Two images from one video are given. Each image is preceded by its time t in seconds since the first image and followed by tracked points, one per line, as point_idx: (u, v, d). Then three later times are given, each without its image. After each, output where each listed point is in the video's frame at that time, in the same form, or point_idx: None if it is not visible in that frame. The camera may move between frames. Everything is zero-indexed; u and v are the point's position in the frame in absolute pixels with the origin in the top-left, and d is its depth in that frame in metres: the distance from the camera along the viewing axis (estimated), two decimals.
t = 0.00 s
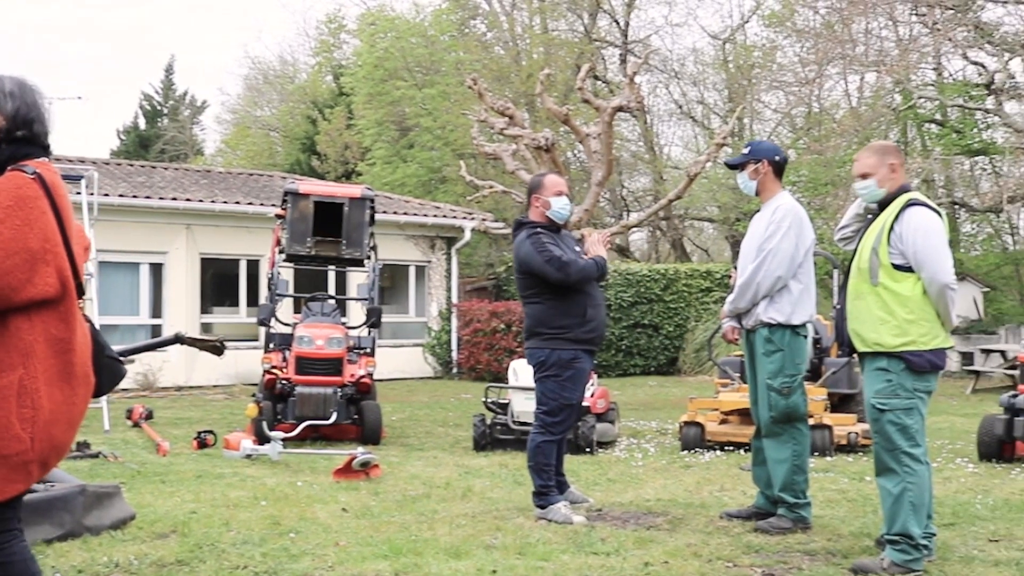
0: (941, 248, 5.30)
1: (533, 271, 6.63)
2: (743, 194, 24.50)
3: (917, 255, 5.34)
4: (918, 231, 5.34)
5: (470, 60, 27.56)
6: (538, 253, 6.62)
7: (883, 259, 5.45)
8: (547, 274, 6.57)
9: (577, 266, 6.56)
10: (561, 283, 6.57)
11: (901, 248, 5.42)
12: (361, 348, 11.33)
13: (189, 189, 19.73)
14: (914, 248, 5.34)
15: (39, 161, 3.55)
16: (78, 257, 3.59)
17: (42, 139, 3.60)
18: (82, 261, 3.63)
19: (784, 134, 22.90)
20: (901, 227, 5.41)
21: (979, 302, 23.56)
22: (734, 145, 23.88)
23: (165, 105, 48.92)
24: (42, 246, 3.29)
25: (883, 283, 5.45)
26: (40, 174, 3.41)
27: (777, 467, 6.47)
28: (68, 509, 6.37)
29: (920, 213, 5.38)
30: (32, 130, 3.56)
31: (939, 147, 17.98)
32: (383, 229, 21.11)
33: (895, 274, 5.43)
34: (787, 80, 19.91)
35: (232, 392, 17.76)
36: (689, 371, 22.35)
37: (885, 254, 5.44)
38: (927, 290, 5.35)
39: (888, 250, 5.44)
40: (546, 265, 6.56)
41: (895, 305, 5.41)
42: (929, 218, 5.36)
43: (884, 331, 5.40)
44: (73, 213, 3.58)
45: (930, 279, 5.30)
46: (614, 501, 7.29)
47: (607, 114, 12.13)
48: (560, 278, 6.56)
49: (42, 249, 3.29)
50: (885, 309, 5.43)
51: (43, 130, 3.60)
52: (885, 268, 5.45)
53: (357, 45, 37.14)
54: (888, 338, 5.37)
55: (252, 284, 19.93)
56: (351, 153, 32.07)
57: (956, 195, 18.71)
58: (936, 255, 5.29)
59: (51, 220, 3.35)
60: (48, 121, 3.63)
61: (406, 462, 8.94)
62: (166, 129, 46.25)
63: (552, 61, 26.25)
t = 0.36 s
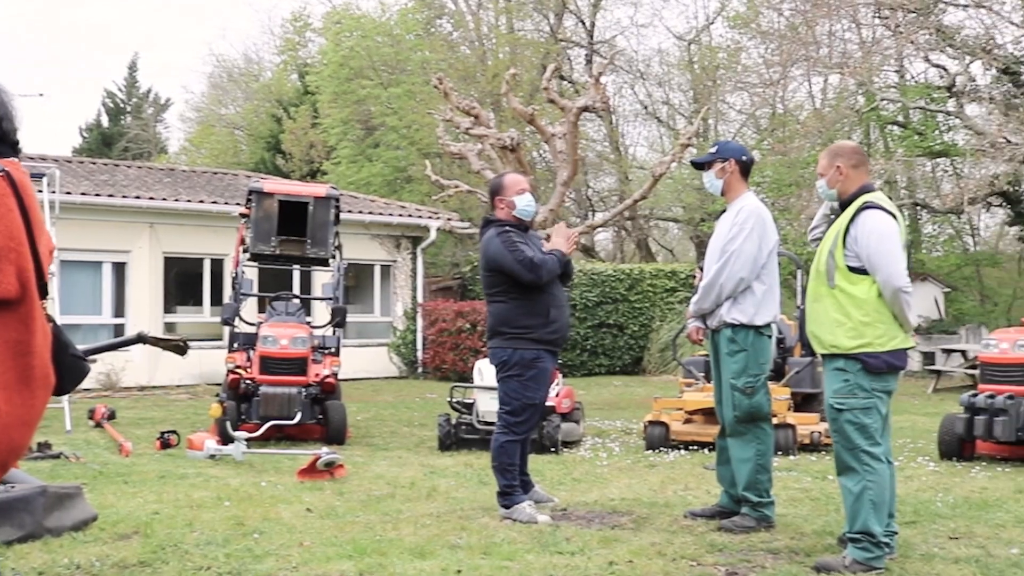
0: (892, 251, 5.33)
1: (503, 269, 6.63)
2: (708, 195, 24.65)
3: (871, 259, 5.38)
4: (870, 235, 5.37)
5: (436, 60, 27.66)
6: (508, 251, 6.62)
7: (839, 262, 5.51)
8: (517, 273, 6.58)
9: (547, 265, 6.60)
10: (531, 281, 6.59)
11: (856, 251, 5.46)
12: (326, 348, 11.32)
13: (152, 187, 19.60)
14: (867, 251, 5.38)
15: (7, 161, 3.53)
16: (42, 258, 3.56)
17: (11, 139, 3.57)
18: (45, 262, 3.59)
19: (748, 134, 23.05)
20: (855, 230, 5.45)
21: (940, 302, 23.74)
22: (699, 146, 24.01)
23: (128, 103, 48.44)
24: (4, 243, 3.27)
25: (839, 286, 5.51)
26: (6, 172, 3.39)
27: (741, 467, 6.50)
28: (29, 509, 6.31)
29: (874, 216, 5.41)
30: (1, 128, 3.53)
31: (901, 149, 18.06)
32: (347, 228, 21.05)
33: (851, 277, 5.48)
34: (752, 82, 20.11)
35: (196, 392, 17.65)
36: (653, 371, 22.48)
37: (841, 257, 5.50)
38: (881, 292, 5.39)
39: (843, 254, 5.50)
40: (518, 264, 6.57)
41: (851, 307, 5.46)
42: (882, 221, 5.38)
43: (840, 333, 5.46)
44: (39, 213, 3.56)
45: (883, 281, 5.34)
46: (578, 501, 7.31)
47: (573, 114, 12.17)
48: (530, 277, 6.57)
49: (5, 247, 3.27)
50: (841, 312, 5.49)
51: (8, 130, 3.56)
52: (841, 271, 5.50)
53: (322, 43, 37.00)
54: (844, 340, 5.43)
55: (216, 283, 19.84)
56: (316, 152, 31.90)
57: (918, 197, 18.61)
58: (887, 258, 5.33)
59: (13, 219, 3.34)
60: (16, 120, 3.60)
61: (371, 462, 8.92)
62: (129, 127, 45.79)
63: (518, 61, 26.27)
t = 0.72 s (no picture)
0: (845, 253, 5.35)
1: (473, 270, 6.62)
2: (674, 195, 24.77)
3: (824, 261, 5.42)
4: (823, 238, 5.41)
5: (404, 59, 27.40)
6: (480, 252, 6.61)
7: (795, 266, 5.56)
8: (488, 273, 6.58)
9: (517, 267, 6.62)
10: (501, 283, 6.60)
11: (810, 254, 5.50)
12: (292, 347, 11.32)
13: (117, 185, 19.45)
14: (820, 254, 5.42)
15: None
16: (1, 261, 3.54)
17: None
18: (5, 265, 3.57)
19: (715, 135, 23.19)
20: (809, 233, 5.49)
21: (903, 302, 23.76)
22: (666, 146, 24.11)
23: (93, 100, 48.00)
24: None
25: (797, 289, 5.56)
26: None
27: (708, 465, 6.53)
28: None
29: (827, 219, 5.43)
30: None
31: (865, 150, 18.10)
32: (313, 226, 20.96)
33: (807, 280, 5.53)
34: (719, 83, 20.20)
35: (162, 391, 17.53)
36: (620, 370, 22.55)
37: (796, 260, 5.55)
38: (835, 295, 5.42)
39: (798, 257, 5.55)
40: (489, 265, 6.57)
41: (807, 310, 5.51)
42: (835, 224, 5.40)
43: (796, 335, 5.52)
44: None
45: (835, 284, 5.37)
46: (545, 500, 7.32)
47: (540, 114, 12.17)
48: (500, 278, 6.58)
49: None
50: (798, 315, 5.54)
51: None
52: (797, 274, 5.56)
53: (289, 41, 36.87)
54: (800, 343, 5.49)
55: (181, 282, 19.72)
56: (283, 151, 31.75)
57: (882, 197, 18.68)
58: (840, 261, 5.35)
59: None
60: None
61: (337, 462, 8.89)
62: (94, 125, 45.38)
63: (486, 61, 26.45)
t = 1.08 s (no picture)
0: (802, 259, 5.38)
1: (440, 270, 6.62)
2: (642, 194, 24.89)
3: (782, 268, 5.45)
4: (780, 244, 5.43)
5: (371, 57, 27.54)
6: (447, 253, 6.61)
7: (754, 273, 5.59)
8: (456, 275, 6.59)
9: (485, 269, 6.63)
10: (469, 285, 6.62)
11: (768, 260, 5.53)
12: (258, 346, 11.28)
13: (82, 183, 19.29)
14: (779, 260, 5.45)
15: None
16: None
17: None
18: None
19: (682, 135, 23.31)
20: (766, 240, 5.52)
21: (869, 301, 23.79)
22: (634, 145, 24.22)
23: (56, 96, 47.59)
24: None
25: (756, 297, 5.60)
26: None
27: (674, 464, 6.55)
28: None
29: (783, 225, 5.45)
30: None
31: (832, 151, 18.18)
32: (279, 225, 20.89)
33: (766, 287, 5.56)
34: (686, 83, 20.30)
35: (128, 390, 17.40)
36: (587, 369, 22.59)
37: (755, 268, 5.58)
38: (795, 301, 5.46)
39: (757, 264, 5.58)
40: (456, 266, 6.58)
41: (767, 316, 5.54)
42: (791, 229, 5.43)
43: (757, 343, 5.55)
44: None
45: (795, 291, 5.41)
46: (513, 499, 7.33)
47: (508, 113, 12.17)
48: (468, 281, 6.60)
49: None
50: (759, 322, 5.58)
51: None
52: (756, 282, 5.59)
53: (256, 39, 36.73)
54: (762, 351, 5.52)
55: (147, 280, 19.62)
56: (250, 149, 31.59)
57: (848, 197, 18.75)
58: (797, 267, 5.39)
59: None
60: None
61: (304, 461, 8.86)
62: (58, 121, 45.01)
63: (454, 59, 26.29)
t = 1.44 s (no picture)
0: (754, 260, 5.41)
1: (404, 271, 6.61)
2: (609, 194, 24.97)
3: (735, 269, 5.48)
4: (732, 246, 5.46)
5: (339, 56, 27.02)
6: (410, 254, 6.60)
7: (709, 276, 5.62)
8: (418, 277, 6.58)
9: (449, 271, 6.61)
10: (431, 287, 6.60)
11: (722, 262, 5.56)
12: (223, 345, 11.22)
13: (45, 180, 19.11)
14: (732, 263, 5.48)
15: None
16: None
17: None
18: None
19: (648, 134, 23.39)
20: (719, 243, 5.55)
21: (833, 300, 23.99)
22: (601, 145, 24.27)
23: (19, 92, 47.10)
24: None
25: (712, 299, 5.62)
26: None
27: (641, 462, 6.58)
28: None
29: (734, 227, 5.48)
30: None
31: (798, 151, 18.19)
32: (246, 223, 20.84)
33: (722, 289, 5.59)
34: (653, 83, 20.39)
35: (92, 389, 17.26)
36: (554, 368, 22.64)
37: (710, 271, 5.61)
38: (752, 302, 5.48)
39: (711, 267, 5.61)
40: (419, 268, 6.56)
41: (724, 319, 5.57)
42: (741, 228, 5.46)
43: (717, 345, 5.58)
44: None
45: (751, 291, 5.44)
46: (480, 498, 7.34)
47: (476, 112, 12.12)
48: (430, 283, 6.58)
49: None
50: (716, 324, 5.60)
51: None
52: (712, 284, 5.62)
53: (223, 36, 36.53)
54: (722, 354, 5.55)
55: (111, 279, 19.50)
56: (216, 146, 31.38)
57: (814, 197, 18.83)
58: (751, 269, 5.41)
59: None
60: None
61: (269, 461, 8.82)
62: (22, 118, 44.57)
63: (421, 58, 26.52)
